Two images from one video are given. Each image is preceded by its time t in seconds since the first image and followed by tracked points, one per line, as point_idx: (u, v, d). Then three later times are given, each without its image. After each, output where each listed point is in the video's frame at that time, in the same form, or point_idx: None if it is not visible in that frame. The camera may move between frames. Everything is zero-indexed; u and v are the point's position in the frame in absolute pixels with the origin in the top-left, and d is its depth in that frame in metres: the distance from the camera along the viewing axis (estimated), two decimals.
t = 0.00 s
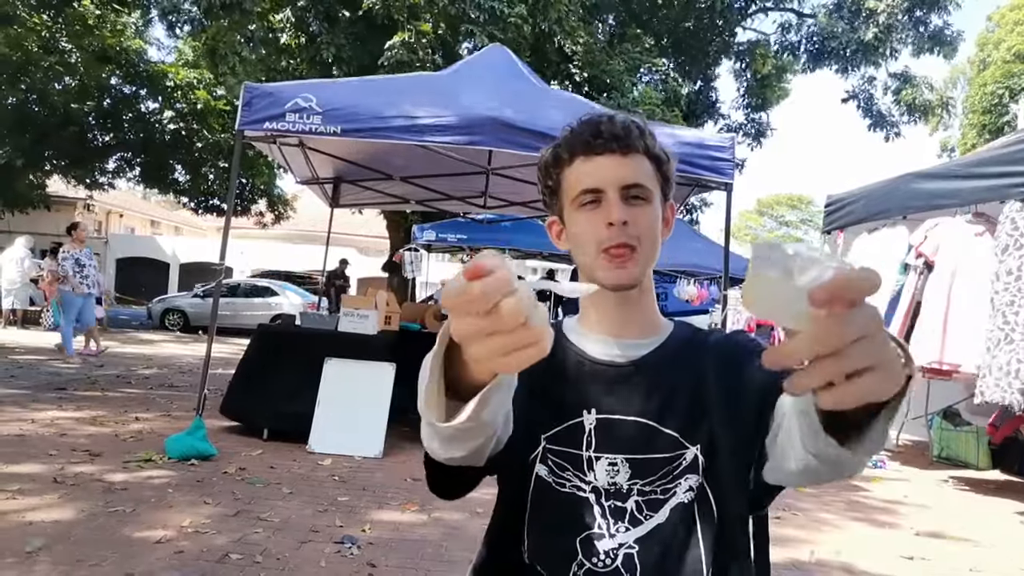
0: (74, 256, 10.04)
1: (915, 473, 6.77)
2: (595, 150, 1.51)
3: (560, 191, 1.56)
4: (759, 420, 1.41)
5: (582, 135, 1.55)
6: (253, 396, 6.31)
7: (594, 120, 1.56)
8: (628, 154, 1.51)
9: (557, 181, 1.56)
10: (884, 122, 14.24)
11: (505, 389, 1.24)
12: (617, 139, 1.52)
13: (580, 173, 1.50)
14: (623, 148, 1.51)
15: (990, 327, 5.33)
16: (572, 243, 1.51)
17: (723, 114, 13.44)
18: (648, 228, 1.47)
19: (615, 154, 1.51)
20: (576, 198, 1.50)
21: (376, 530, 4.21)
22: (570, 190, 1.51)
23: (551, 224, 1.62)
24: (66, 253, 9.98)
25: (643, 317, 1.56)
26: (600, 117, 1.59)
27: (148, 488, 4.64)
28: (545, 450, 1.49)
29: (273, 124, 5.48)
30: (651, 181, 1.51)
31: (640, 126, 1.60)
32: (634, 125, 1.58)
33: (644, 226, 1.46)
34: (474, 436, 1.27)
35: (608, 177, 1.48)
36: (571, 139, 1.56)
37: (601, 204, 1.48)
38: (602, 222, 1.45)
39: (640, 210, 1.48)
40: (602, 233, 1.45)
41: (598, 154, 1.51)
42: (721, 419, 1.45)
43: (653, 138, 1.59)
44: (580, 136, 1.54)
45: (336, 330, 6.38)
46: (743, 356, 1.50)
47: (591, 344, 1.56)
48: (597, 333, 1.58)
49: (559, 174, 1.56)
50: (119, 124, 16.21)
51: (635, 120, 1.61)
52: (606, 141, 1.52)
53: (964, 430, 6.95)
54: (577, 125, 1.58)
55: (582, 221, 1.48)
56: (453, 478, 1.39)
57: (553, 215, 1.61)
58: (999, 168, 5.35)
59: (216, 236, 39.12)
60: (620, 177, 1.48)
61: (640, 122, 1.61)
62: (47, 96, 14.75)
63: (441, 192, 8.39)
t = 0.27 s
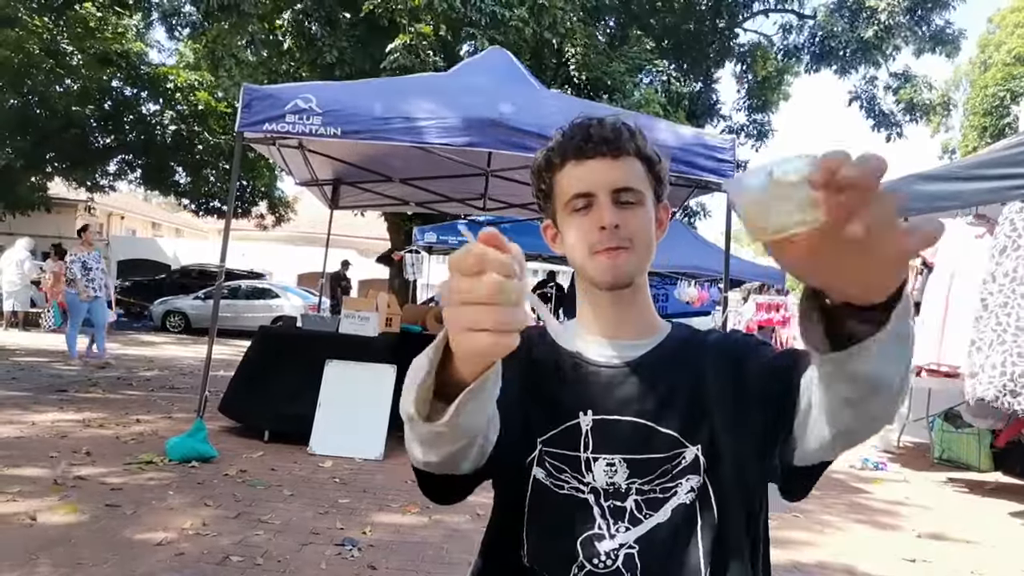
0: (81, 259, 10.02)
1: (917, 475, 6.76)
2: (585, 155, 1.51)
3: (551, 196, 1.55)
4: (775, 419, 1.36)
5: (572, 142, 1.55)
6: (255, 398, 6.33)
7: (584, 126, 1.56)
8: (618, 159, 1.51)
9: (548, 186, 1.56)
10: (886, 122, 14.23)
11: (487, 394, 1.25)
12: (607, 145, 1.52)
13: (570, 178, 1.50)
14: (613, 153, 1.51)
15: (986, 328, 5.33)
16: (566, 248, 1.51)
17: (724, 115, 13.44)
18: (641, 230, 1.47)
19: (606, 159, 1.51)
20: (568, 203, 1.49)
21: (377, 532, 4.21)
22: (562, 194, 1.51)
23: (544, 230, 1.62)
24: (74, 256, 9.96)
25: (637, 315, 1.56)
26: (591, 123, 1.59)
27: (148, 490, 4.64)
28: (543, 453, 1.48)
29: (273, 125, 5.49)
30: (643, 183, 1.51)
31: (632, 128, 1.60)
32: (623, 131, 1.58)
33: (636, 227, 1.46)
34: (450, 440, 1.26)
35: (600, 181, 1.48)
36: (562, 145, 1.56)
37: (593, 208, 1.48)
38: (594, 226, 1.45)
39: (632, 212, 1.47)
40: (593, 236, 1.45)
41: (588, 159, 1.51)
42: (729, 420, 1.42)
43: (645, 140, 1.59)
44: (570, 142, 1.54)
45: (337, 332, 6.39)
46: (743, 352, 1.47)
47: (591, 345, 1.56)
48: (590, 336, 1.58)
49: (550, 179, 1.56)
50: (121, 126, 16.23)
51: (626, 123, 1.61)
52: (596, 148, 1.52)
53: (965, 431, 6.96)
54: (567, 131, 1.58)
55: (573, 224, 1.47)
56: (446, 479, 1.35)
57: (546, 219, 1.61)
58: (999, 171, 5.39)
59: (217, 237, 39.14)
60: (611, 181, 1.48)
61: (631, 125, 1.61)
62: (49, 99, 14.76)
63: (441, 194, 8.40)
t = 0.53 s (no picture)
0: (94, 262, 9.97)
1: (918, 476, 6.77)
2: (590, 162, 1.46)
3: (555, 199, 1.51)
4: (801, 396, 1.38)
5: (578, 146, 1.50)
6: (257, 399, 6.34)
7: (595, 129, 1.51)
8: (624, 168, 1.46)
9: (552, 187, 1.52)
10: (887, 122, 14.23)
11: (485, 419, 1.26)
12: (612, 151, 1.47)
13: (574, 183, 1.46)
14: (620, 160, 1.46)
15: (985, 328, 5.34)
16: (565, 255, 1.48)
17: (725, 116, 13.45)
18: (641, 242, 1.43)
19: (610, 167, 1.46)
20: (570, 209, 1.45)
21: (379, 532, 4.22)
22: (565, 199, 1.47)
23: (547, 229, 1.59)
24: (88, 260, 9.91)
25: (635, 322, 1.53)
26: (598, 126, 1.54)
27: (150, 491, 4.64)
28: (544, 461, 1.46)
29: (275, 126, 5.51)
30: (648, 194, 1.46)
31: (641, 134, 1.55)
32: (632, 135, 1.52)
33: (637, 239, 1.42)
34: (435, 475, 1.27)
35: (603, 190, 1.43)
36: (568, 148, 1.51)
37: (594, 216, 1.43)
38: (594, 236, 1.41)
39: (634, 223, 1.43)
40: (593, 244, 1.41)
41: (594, 165, 1.46)
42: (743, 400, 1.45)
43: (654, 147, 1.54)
44: (579, 146, 1.50)
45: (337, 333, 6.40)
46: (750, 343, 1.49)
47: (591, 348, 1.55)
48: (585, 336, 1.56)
49: (555, 180, 1.51)
50: (122, 128, 16.24)
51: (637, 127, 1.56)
52: (601, 154, 1.47)
53: (967, 432, 6.90)
54: (577, 133, 1.53)
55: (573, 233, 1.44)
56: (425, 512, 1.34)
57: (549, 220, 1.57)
58: (999, 172, 5.40)
59: (218, 238, 39.17)
60: (614, 191, 1.43)
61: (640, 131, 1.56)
62: (50, 101, 14.78)
63: (442, 195, 8.41)
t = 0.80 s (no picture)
0: (111, 262, 9.91)
1: (918, 476, 6.76)
2: (590, 163, 1.45)
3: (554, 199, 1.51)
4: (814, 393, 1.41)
5: (578, 145, 1.48)
6: (257, 399, 6.35)
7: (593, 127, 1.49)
8: (625, 168, 1.45)
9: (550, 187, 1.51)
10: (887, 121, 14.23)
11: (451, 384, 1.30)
12: (613, 152, 1.45)
13: (573, 186, 1.46)
14: (620, 162, 1.45)
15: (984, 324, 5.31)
16: (566, 256, 1.50)
17: (726, 116, 13.44)
18: (642, 244, 1.45)
19: (610, 168, 1.45)
20: (569, 211, 1.46)
21: (379, 532, 4.21)
22: (564, 202, 1.47)
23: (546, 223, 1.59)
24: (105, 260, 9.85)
25: (636, 318, 1.53)
26: (597, 123, 1.51)
27: (150, 491, 4.64)
28: (547, 458, 1.46)
29: (275, 125, 5.51)
30: (649, 193, 1.46)
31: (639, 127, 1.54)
32: (631, 131, 1.50)
33: (640, 241, 1.44)
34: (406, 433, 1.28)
35: (603, 193, 1.44)
36: (567, 146, 1.49)
37: (595, 218, 1.44)
38: (596, 240, 1.44)
39: (636, 225, 1.45)
40: (594, 249, 1.44)
41: (593, 166, 1.45)
42: (751, 398, 1.47)
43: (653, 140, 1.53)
44: (577, 145, 1.48)
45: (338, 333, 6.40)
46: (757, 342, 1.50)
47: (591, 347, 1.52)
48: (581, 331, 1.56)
49: (553, 180, 1.50)
50: (123, 128, 16.24)
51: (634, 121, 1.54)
52: (600, 154, 1.46)
53: (967, 433, 6.93)
54: (574, 132, 1.51)
55: (573, 235, 1.46)
56: (405, 494, 1.37)
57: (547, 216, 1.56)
58: (1000, 171, 5.40)
59: (219, 238, 39.17)
60: (615, 194, 1.44)
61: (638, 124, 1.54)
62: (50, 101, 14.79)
63: (442, 195, 8.40)
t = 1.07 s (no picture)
0: (124, 264, 9.78)
1: (918, 477, 6.76)
2: (569, 167, 1.42)
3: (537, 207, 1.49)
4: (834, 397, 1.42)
5: (555, 150, 1.45)
6: (257, 399, 6.37)
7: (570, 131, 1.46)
8: (606, 167, 1.42)
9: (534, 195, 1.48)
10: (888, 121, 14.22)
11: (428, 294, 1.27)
12: (592, 154, 1.42)
13: (558, 193, 1.43)
14: (603, 165, 1.42)
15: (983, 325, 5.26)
16: (558, 262, 1.48)
17: (726, 117, 13.44)
18: (636, 245, 1.42)
19: (591, 170, 1.42)
20: (556, 219, 1.44)
21: (377, 533, 4.21)
22: (550, 208, 1.44)
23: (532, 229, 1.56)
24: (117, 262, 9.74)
25: (634, 312, 1.50)
26: (574, 125, 1.48)
27: (149, 492, 4.64)
28: (549, 449, 1.46)
29: (275, 126, 5.52)
30: (635, 192, 1.43)
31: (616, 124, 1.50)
32: (605, 128, 1.46)
33: (632, 242, 1.42)
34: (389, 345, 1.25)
35: (587, 196, 1.41)
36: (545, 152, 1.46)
37: (585, 225, 1.42)
38: (587, 244, 1.41)
39: (626, 227, 1.42)
40: (586, 255, 1.41)
41: (576, 172, 1.42)
42: (761, 396, 1.47)
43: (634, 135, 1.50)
44: (558, 151, 1.44)
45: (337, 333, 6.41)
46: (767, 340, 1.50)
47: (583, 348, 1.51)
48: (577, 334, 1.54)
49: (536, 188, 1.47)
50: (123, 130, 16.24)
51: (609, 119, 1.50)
52: (580, 158, 1.43)
53: (965, 434, 6.93)
54: (553, 135, 1.47)
55: (564, 242, 1.43)
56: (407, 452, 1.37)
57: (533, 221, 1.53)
58: (1000, 171, 5.38)
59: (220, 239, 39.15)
60: (600, 197, 1.41)
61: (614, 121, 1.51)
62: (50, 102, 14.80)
63: (441, 196, 8.40)
